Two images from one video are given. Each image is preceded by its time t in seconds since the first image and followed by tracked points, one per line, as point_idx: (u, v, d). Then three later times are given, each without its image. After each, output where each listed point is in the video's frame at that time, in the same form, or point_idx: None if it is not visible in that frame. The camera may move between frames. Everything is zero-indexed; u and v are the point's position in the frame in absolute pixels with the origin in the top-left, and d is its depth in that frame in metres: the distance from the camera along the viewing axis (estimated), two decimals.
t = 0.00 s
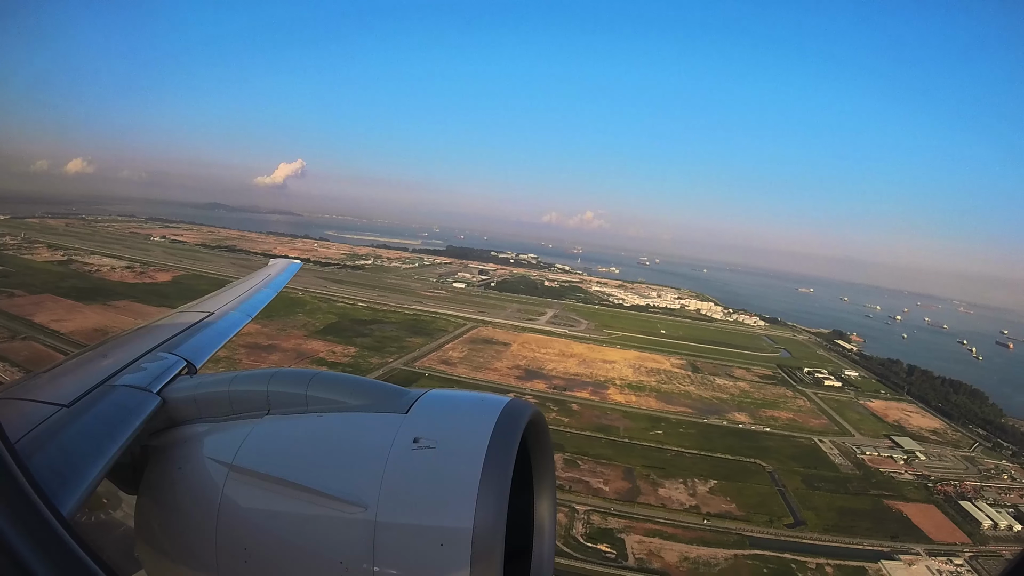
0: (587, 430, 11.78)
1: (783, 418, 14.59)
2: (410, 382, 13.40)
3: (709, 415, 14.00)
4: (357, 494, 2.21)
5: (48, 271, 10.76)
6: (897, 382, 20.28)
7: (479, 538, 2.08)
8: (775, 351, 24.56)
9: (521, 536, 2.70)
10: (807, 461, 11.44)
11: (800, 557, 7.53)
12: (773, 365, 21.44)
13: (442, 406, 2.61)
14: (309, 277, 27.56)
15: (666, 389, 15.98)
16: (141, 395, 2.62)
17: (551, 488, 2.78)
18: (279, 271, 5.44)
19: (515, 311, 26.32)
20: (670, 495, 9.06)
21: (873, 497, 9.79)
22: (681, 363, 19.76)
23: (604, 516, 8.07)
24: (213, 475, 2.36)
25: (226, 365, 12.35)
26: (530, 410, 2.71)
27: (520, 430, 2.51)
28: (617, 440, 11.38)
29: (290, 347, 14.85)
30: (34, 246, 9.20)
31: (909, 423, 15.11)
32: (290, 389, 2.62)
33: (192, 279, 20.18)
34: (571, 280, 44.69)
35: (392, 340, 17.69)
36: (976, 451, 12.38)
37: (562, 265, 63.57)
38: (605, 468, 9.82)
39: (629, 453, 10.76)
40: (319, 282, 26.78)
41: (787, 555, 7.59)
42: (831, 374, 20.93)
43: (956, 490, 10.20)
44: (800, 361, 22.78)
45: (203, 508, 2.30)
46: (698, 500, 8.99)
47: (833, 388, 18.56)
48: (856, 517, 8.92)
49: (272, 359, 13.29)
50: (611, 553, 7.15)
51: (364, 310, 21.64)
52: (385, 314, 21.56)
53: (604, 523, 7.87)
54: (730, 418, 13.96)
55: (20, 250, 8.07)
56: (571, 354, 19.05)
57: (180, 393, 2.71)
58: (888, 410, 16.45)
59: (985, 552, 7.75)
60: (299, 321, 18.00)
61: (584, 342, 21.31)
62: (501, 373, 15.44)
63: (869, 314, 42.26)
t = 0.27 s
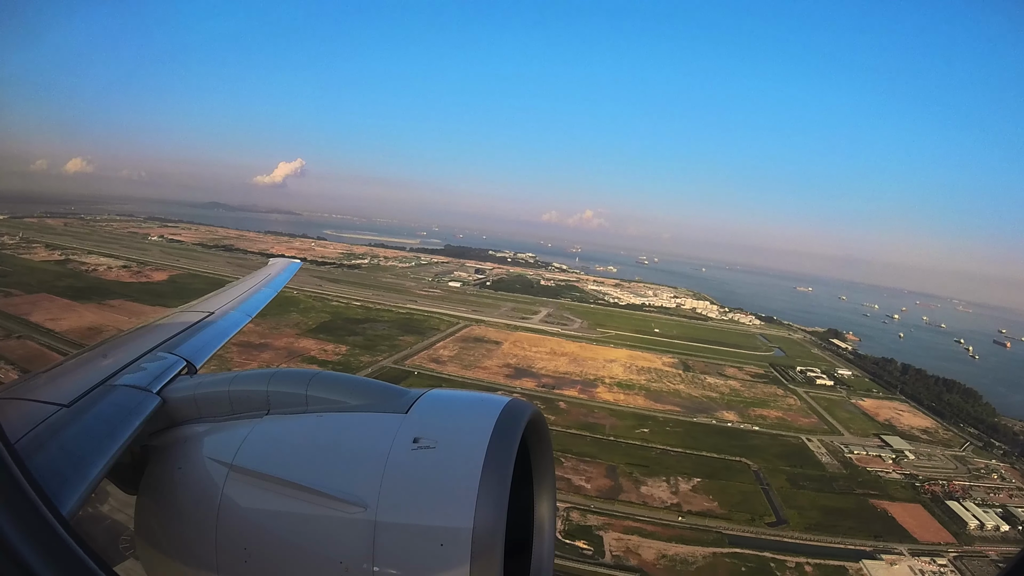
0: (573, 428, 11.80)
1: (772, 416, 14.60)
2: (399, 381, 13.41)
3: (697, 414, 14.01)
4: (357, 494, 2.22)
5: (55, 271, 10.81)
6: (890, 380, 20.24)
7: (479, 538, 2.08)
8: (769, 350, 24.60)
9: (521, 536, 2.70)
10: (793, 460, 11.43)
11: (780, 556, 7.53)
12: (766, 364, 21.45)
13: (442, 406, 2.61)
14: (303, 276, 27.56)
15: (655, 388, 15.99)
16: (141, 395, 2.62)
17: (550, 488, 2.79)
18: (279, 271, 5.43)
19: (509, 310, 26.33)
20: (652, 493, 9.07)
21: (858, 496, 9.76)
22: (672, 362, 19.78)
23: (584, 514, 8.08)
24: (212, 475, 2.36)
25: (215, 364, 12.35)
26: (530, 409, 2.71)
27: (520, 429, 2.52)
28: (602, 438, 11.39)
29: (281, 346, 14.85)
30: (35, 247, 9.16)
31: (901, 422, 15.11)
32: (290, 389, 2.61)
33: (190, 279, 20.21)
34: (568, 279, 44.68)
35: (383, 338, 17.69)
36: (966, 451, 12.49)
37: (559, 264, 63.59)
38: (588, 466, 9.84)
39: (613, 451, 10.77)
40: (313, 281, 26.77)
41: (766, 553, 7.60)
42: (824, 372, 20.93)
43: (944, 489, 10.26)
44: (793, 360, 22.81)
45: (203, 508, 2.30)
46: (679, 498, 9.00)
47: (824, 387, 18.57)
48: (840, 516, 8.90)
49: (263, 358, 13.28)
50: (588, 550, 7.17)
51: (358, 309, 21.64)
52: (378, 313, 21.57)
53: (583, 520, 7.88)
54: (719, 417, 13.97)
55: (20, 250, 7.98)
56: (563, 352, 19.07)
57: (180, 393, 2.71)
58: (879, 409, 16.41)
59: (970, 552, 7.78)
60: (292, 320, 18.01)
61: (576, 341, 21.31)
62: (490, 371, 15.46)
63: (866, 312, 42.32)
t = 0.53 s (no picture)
0: (559, 427, 11.82)
1: (761, 415, 14.62)
2: (388, 379, 13.43)
3: (684, 412, 14.03)
4: (357, 494, 2.21)
5: (55, 271, 10.80)
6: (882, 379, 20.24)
7: (479, 538, 2.08)
8: (763, 349, 24.63)
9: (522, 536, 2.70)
10: (779, 459, 11.41)
11: (760, 555, 7.54)
12: (758, 362, 21.47)
13: (441, 406, 2.61)
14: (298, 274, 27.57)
15: (645, 387, 16.02)
16: (141, 395, 2.61)
17: (550, 488, 2.79)
18: (280, 271, 5.42)
19: (503, 309, 26.36)
20: (635, 491, 9.08)
21: (844, 495, 9.76)
22: (664, 360, 19.80)
23: (564, 511, 8.11)
24: (212, 476, 2.36)
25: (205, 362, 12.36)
26: (531, 409, 2.71)
27: (519, 429, 2.52)
28: (588, 436, 11.41)
29: (273, 344, 14.85)
30: (34, 247, 9.15)
31: (892, 421, 15.12)
32: (289, 389, 2.61)
33: (186, 279, 20.22)
34: (564, 278, 44.70)
35: (375, 337, 17.71)
36: (957, 451, 12.54)
37: (557, 263, 63.61)
38: (571, 464, 9.86)
39: (598, 449, 10.78)
40: (308, 280, 26.78)
41: (745, 552, 7.61)
42: (817, 371, 20.93)
43: (932, 489, 10.25)
44: (787, 359, 22.84)
45: (203, 508, 2.30)
46: (661, 497, 9.01)
47: (816, 386, 18.59)
48: (824, 515, 8.91)
49: (253, 356, 13.30)
50: (567, 548, 7.22)
51: (351, 308, 21.65)
52: (372, 312, 21.58)
53: (564, 518, 7.92)
54: (707, 416, 13.99)
55: (19, 250, 7.94)
56: (554, 351, 19.09)
57: (180, 393, 2.71)
58: (871, 407, 16.40)
59: (954, 552, 7.88)
60: (284, 318, 18.02)
61: (569, 340, 21.33)
62: (480, 370, 15.47)
63: (864, 312, 42.35)
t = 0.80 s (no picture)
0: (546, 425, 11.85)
1: (749, 413, 14.64)
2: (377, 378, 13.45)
3: (672, 411, 14.05)
4: (357, 494, 2.22)
5: (52, 271, 10.78)
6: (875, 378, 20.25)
7: (479, 537, 2.09)
8: (757, 348, 24.65)
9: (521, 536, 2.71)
10: (765, 457, 11.41)
11: (738, 553, 7.56)
12: (751, 361, 21.51)
13: (441, 406, 2.61)
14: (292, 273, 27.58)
15: (634, 385, 16.05)
16: (141, 394, 2.61)
17: (550, 488, 2.79)
18: (280, 271, 5.40)
19: (497, 308, 26.39)
20: (617, 488, 9.10)
21: (829, 494, 9.77)
22: (656, 359, 19.84)
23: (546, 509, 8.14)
24: (213, 475, 2.36)
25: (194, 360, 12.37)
26: (530, 409, 2.71)
27: (519, 429, 2.52)
28: (574, 434, 11.43)
29: (264, 342, 14.86)
30: (32, 246, 9.14)
31: (883, 420, 15.15)
32: (289, 388, 2.61)
33: (183, 279, 20.23)
34: (560, 277, 44.71)
35: (366, 336, 17.73)
36: (947, 450, 12.55)
37: (554, 262, 63.72)
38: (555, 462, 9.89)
39: (583, 447, 10.80)
40: (302, 278, 26.79)
41: (723, 550, 7.63)
42: (809, 370, 20.94)
43: (920, 488, 10.27)
44: (780, 358, 22.89)
45: (203, 507, 2.30)
46: (643, 494, 9.03)
47: (809, 385, 18.62)
48: (807, 514, 8.91)
49: (244, 354, 13.31)
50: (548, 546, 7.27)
51: (345, 306, 21.67)
52: (365, 310, 21.60)
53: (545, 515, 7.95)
54: (695, 414, 14.01)
55: (16, 250, 7.92)
56: (545, 349, 19.11)
57: (180, 392, 2.70)
58: (862, 406, 16.41)
59: (937, 552, 7.94)
60: (277, 317, 18.03)
61: (561, 338, 21.36)
62: (470, 368, 15.49)
63: (860, 311, 42.44)
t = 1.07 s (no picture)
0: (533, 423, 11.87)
1: (738, 412, 14.67)
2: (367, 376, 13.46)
3: (661, 410, 14.08)
4: (357, 493, 2.22)
5: (49, 271, 10.76)
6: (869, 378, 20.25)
7: (479, 536, 2.09)
8: (751, 347, 24.69)
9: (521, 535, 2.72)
10: (751, 456, 11.43)
11: (717, 551, 7.57)
12: (743, 360, 21.57)
13: (441, 405, 2.61)
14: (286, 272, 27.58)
15: (623, 383, 16.07)
16: (141, 394, 2.61)
17: (551, 486, 2.80)
18: (279, 270, 5.42)
19: (491, 307, 26.41)
20: (599, 486, 9.11)
21: (813, 493, 9.78)
22: (648, 358, 19.87)
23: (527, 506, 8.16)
24: (213, 475, 2.36)
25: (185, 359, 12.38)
26: (530, 408, 2.71)
27: (520, 428, 2.52)
28: (560, 433, 11.44)
29: (256, 341, 14.86)
30: (30, 247, 9.13)
31: (874, 419, 15.20)
32: (290, 388, 2.61)
33: (179, 278, 20.22)
34: (555, 276, 44.71)
35: (358, 334, 17.73)
36: (937, 450, 12.56)
37: (550, 261, 63.72)
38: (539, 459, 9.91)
39: (568, 445, 10.82)
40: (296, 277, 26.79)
41: (702, 548, 7.64)
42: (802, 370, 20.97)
43: (908, 488, 10.30)
44: (774, 357, 22.94)
45: (203, 507, 2.30)
46: (625, 492, 9.04)
47: (801, 384, 18.68)
48: (790, 514, 8.92)
49: (235, 352, 13.31)
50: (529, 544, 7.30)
51: (339, 305, 21.67)
52: (358, 309, 21.60)
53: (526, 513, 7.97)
54: (683, 413, 14.03)
55: (14, 250, 7.91)
56: (537, 348, 19.12)
57: (180, 392, 2.70)
58: (853, 406, 16.46)
59: (920, 552, 7.86)
60: (270, 315, 18.02)
61: (553, 337, 21.37)
62: (459, 367, 15.50)
63: (857, 310, 42.43)
